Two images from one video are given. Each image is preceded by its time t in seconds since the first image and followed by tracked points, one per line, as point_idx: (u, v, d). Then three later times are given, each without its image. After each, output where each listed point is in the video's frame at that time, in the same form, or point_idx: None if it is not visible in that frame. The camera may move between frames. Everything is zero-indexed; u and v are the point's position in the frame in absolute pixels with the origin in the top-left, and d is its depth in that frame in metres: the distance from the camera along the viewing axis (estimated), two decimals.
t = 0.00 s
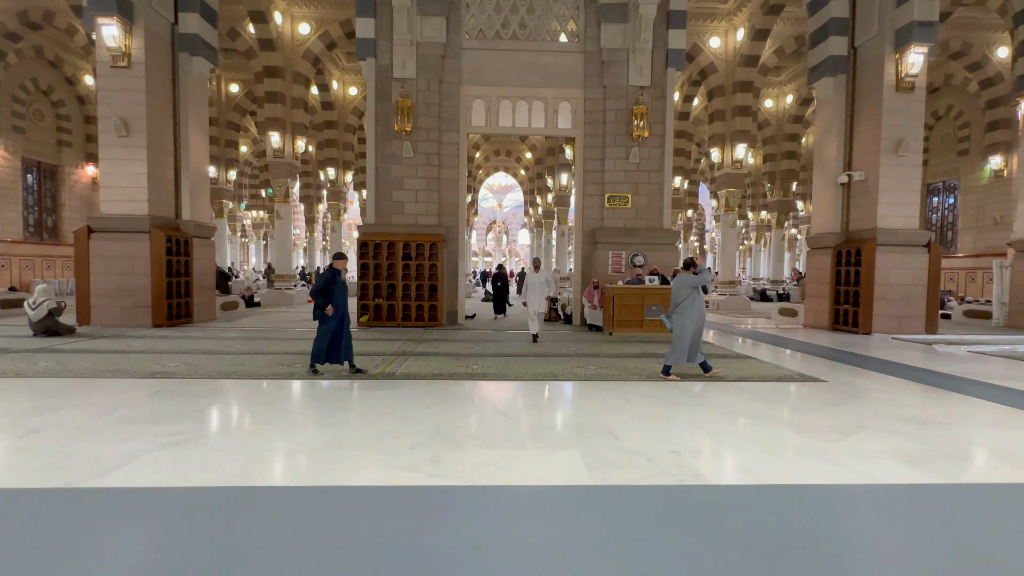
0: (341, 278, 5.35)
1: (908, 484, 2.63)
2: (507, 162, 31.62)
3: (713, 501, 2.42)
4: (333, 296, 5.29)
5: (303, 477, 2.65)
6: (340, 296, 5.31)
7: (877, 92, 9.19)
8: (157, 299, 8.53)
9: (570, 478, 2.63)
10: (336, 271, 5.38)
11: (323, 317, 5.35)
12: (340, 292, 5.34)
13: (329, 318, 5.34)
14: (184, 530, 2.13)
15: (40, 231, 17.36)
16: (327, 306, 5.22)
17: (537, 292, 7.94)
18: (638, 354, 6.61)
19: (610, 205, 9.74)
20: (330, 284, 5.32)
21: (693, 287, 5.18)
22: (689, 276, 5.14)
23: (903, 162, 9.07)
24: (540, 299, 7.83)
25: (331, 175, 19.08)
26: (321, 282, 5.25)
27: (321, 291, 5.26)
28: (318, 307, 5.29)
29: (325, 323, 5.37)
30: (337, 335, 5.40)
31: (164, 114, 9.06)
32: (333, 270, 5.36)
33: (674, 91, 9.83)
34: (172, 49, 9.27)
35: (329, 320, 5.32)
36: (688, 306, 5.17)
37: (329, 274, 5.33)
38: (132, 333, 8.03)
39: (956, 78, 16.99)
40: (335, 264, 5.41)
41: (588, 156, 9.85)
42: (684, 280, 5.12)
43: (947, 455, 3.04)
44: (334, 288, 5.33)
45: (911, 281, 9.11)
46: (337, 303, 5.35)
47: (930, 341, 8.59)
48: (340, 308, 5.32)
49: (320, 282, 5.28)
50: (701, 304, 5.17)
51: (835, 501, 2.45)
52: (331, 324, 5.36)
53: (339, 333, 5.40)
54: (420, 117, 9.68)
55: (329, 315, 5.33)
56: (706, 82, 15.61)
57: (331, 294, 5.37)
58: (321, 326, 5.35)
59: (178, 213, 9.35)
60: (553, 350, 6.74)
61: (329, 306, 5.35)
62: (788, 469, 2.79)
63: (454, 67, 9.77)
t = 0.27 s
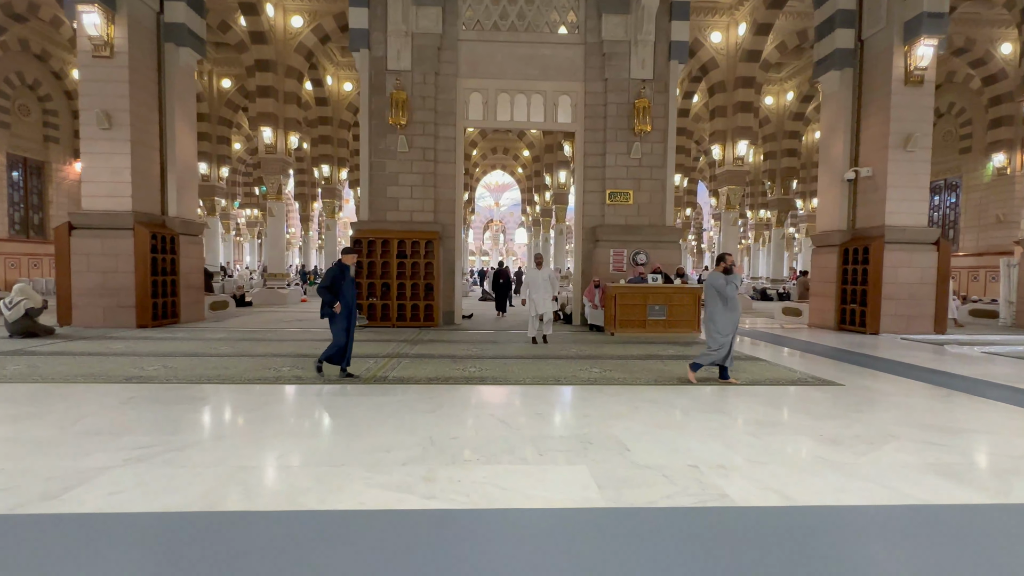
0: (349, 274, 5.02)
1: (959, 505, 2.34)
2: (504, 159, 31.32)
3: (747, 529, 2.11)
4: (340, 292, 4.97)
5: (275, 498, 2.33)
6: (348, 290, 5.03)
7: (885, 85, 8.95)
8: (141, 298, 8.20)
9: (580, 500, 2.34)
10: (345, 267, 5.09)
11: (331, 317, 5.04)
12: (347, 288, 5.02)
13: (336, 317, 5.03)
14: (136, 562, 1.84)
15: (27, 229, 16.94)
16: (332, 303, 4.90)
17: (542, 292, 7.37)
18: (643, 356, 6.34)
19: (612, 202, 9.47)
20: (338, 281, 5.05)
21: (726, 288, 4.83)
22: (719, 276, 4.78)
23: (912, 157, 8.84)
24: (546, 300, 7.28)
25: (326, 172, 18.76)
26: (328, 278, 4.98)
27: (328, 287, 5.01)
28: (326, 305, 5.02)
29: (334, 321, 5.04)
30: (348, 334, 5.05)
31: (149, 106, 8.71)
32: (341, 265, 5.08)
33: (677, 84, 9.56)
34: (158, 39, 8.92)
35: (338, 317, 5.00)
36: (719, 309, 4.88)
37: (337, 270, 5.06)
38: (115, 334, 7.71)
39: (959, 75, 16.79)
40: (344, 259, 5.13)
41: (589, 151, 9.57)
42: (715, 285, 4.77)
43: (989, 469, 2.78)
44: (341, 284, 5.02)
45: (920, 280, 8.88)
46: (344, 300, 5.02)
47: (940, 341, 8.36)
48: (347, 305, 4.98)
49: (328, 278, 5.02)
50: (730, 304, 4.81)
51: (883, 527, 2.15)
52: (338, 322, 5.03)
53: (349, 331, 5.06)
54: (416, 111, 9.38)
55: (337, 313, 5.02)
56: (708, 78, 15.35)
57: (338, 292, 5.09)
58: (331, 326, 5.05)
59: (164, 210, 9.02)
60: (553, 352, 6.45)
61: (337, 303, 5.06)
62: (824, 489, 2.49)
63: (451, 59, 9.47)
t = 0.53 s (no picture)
0: (358, 273, 4.65)
1: (1020, 531, 2.10)
2: (501, 157, 31.01)
3: (789, 563, 1.84)
4: (351, 293, 4.60)
5: (253, 525, 2.05)
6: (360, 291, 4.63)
7: (894, 80, 8.72)
8: (126, 298, 7.87)
9: (595, 527, 2.07)
10: (353, 267, 4.71)
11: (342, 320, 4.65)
12: (358, 289, 4.64)
13: (348, 321, 4.62)
14: None
15: (13, 227, 16.52)
16: (343, 304, 4.52)
17: (551, 297, 6.59)
18: (649, 359, 6.08)
19: (614, 199, 9.21)
20: (347, 282, 4.67)
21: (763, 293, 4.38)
22: (759, 279, 4.32)
23: (921, 154, 8.62)
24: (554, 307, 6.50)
25: (320, 169, 18.42)
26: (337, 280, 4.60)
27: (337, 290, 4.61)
28: (336, 309, 4.61)
29: (347, 326, 4.64)
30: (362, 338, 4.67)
31: (134, 99, 8.37)
32: (349, 265, 4.71)
33: (681, 78, 9.30)
34: (143, 28, 8.57)
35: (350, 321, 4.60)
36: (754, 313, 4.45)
37: (345, 271, 4.68)
38: (98, 335, 7.39)
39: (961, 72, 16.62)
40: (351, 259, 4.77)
41: (590, 147, 9.30)
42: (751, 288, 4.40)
43: None
44: (351, 285, 4.64)
45: (929, 279, 8.67)
46: (355, 302, 4.64)
47: (950, 342, 8.15)
48: (360, 307, 4.60)
49: (335, 280, 4.64)
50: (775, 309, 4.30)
51: (943, 560, 1.89)
52: (351, 327, 4.63)
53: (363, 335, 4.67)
54: (412, 105, 9.08)
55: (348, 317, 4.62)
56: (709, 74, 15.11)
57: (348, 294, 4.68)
58: (344, 331, 4.65)
59: (151, 207, 8.69)
60: (555, 354, 6.18)
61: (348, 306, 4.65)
62: (865, 514, 2.23)
63: (448, 51, 9.18)
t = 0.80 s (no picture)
0: (371, 274, 4.34)
1: None
2: (499, 155, 30.71)
3: None
4: (364, 295, 4.28)
5: (219, 558, 1.80)
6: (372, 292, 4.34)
7: (902, 74, 8.52)
8: (108, 298, 7.57)
9: (607, 559, 1.83)
10: (365, 266, 4.39)
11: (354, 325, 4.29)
12: (371, 291, 4.33)
13: (360, 325, 4.28)
14: None
15: None
16: (356, 308, 4.18)
17: (559, 297, 6.02)
18: (654, 361, 5.84)
19: (615, 195, 8.97)
20: (358, 283, 4.33)
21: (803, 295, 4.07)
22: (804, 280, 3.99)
23: (929, 149, 8.42)
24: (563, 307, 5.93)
25: (314, 166, 18.12)
26: (350, 280, 4.25)
27: (349, 291, 4.26)
28: (347, 312, 4.25)
29: (357, 330, 4.29)
30: (373, 342, 4.36)
31: (118, 90, 8.06)
32: (360, 264, 4.38)
33: (684, 71, 9.05)
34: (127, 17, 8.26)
35: (362, 325, 4.27)
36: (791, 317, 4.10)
37: (356, 271, 4.34)
38: (78, 336, 7.08)
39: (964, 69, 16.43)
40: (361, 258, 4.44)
41: (590, 142, 9.05)
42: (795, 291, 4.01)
43: None
44: (363, 287, 4.32)
45: (937, 278, 8.48)
46: (368, 304, 4.31)
47: (960, 342, 7.96)
48: (374, 310, 4.28)
49: (346, 280, 4.28)
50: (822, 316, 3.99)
51: None
52: (364, 331, 4.29)
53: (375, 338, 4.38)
54: (407, 97, 8.80)
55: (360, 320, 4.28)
56: (710, 69, 14.88)
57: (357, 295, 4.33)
58: (353, 334, 4.28)
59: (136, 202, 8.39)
60: (556, 356, 5.93)
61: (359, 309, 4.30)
62: (907, 540, 2.00)
63: (444, 43, 8.90)
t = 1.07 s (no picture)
0: (382, 278, 4.08)
1: None
2: (495, 153, 30.40)
3: None
4: (374, 300, 4.01)
5: None
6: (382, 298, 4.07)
7: (910, 68, 8.30)
8: (89, 299, 7.27)
9: None
10: (376, 268, 4.11)
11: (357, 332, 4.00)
12: (381, 295, 4.06)
13: (365, 331, 3.99)
14: None
15: None
16: (365, 315, 3.90)
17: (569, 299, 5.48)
18: (658, 364, 5.59)
19: (616, 192, 8.72)
20: (368, 285, 4.04)
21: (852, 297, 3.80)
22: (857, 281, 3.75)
23: (938, 146, 8.21)
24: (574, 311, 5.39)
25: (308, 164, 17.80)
26: (361, 283, 3.96)
27: (359, 295, 3.96)
28: (353, 316, 3.95)
29: (365, 337, 4.00)
30: (382, 351, 4.09)
31: (100, 83, 7.75)
32: (371, 265, 4.09)
33: (686, 65, 8.80)
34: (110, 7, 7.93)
35: (371, 332, 4.00)
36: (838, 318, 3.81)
37: (367, 272, 4.05)
38: (56, 339, 6.78)
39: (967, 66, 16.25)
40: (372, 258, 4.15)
41: (590, 137, 8.79)
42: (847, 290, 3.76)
43: None
44: (373, 290, 4.04)
45: (946, 278, 8.27)
46: (376, 310, 4.04)
47: (970, 344, 7.75)
48: (383, 317, 4.03)
49: (357, 281, 3.97)
50: (874, 316, 3.84)
51: None
52: (368, 338, 4.01)
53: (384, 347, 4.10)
54: (402, 91, 8.52)
55: (366, 326, 3.99)
56: (710, 65, 14.65)
57: (367, 301, 4.04)
58: (361, 342, 4.00)
59: (119, 199, 8.08)
60: (556, 360, 5.67)
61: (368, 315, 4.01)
62: None
63: (440, 35, 8.62)
